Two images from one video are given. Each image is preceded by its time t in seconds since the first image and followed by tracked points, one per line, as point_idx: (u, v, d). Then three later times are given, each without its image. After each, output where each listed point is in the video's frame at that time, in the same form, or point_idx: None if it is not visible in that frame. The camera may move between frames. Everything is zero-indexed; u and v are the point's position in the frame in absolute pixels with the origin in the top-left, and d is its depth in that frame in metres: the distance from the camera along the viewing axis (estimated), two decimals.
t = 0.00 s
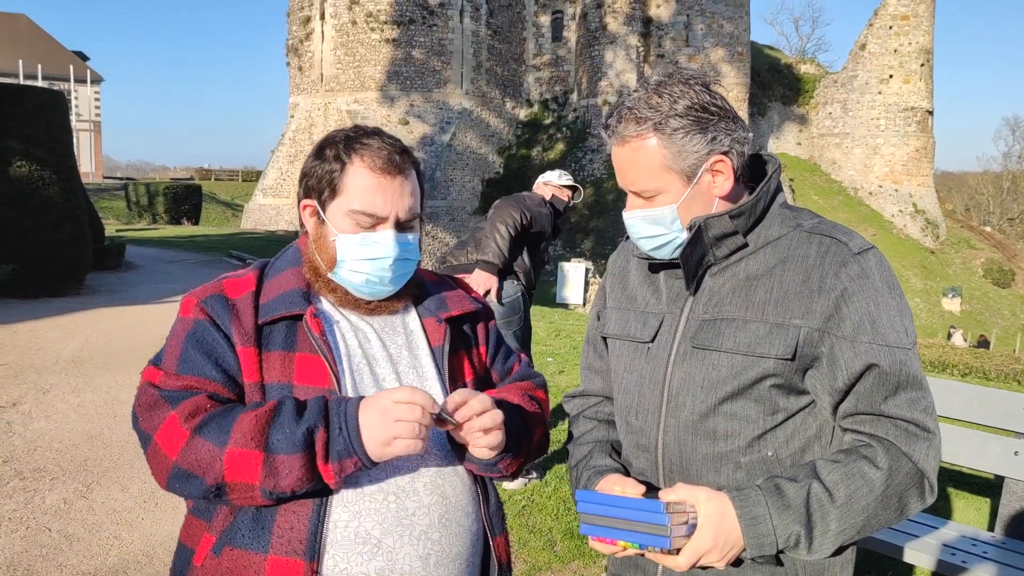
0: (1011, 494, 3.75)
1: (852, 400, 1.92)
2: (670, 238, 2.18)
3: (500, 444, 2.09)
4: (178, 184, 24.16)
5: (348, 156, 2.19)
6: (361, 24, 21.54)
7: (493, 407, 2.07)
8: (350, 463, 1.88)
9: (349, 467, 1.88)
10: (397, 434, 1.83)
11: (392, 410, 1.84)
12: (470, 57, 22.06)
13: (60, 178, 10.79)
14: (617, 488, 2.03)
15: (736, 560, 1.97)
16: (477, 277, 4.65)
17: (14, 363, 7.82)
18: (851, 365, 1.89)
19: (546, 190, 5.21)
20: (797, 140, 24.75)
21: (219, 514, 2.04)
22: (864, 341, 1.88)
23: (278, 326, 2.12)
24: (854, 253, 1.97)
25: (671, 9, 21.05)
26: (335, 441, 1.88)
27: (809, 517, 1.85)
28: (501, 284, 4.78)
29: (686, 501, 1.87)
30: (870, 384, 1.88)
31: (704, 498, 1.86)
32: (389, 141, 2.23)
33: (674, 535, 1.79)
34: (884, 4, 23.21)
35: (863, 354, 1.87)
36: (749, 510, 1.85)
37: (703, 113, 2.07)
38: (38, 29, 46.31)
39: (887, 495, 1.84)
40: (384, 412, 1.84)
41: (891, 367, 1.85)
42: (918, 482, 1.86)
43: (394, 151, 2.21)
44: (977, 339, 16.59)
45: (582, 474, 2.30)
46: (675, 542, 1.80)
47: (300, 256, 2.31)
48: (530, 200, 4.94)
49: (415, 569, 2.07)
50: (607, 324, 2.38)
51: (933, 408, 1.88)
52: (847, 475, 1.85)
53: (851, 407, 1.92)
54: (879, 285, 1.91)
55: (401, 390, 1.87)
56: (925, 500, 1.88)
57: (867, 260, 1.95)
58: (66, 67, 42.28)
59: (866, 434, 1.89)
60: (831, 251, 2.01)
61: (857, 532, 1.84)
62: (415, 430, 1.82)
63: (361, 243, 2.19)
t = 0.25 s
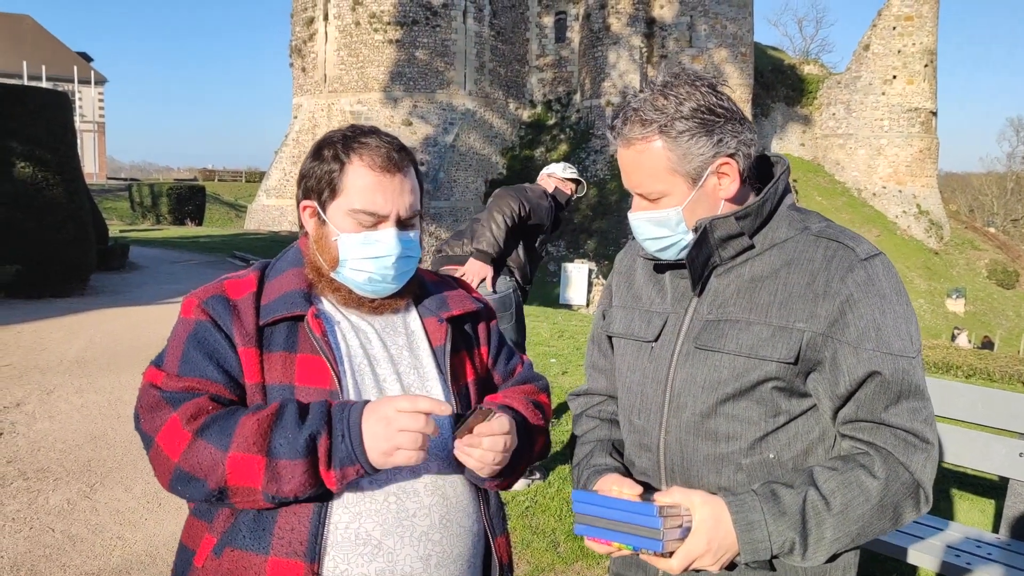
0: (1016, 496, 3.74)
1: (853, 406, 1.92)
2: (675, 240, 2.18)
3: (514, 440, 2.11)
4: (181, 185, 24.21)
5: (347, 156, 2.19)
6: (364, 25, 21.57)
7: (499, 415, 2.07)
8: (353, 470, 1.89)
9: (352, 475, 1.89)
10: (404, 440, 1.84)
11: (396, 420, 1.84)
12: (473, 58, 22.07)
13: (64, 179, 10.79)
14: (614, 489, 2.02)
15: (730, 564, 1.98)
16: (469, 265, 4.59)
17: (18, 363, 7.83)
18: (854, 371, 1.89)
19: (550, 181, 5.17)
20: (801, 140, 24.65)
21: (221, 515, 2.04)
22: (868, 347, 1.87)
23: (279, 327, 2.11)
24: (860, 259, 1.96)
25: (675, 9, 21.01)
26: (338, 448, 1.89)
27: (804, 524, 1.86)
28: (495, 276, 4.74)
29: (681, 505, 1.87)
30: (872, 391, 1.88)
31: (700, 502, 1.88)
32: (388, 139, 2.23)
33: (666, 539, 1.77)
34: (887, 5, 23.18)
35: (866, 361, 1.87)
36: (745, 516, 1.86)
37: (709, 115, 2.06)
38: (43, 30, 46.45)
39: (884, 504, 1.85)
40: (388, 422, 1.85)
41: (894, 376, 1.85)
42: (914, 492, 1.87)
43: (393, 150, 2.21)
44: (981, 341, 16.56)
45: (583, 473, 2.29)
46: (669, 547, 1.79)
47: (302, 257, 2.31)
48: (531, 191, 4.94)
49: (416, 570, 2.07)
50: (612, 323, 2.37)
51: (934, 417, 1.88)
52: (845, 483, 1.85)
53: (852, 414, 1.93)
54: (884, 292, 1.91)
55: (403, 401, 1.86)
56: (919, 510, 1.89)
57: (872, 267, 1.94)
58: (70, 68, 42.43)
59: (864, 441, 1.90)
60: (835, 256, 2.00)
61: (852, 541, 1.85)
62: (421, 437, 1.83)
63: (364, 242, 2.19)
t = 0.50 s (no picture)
0: (1019, 496, 3.72)
1: (858, 407, 1.93)
2: (680, 237, 2.17)
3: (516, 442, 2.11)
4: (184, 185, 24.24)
5: (347, 156, 2.19)
6: (366, 25, 21.59)
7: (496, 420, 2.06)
8: (340, 481, 1.87)
9: (339, 485, 1.88)
10: (382, 456, 1.83)
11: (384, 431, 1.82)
12: (475, 59, 22.08)
13: (66, 180, 10.82)
14: (620, 491, 2.01)
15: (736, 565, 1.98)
16: (445, 269, 4.44)
17: (20, 363, 7.84)
18: (859, 372, 1.89)
19: (535, 186, 5.24)
20: (803, 141, 24.66)
21: (221, 517, 2.03)
22: (873, 349, 1.88)
23: (279, 327, 2.10)
24: (865, 260, 1.96)
25: (676, 10, 20.95)
26: (322, 460, 1.87)
27: (811, 525, 1.86)
28: (469, 279, 4.73)
29: (688, 507, 1.86)
30: (877, 393, 1.88)
31: (706, 504, 1.87)
32: (388, 139, 2.23)
33: (673, 542, 1.76)
34: (889, 5, 23.17)
35: (871, 362, 1.87)
36: (752, 518, 1.85)
37: (714, 112, 2.06)
38: (46, 31, 46.58)
39: (889, 505, 1.85)
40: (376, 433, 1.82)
41: (899, 377, 1.85)
42: (919, 492, 1.87)
43: (393, 150, 2.20)
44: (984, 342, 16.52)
45: (588, 476, 2.29)
46: (677, 549, 1.78)
47: (302, 258, 2.30)
48: (507, 198, 4.91)
49: (417, 571, 2.07)
50: (616, 324, 2.37)
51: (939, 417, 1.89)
52: (850, 484, 1.85)
53: (857, 415, 1.93)
54: (890, 292, 1.91)
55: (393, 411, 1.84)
56: (924, 510, 1.88)
57: (878, 268, 1.94)
58: (72, 69, 42.53)
59: (870, 442, 1.90)
60: (841, 256, 2.00)
61: (857, 541, 1.85)
62: (399, 456, 1.82)
63: (365, 243, 2.18)
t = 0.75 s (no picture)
0: (1020, 496, 3.71)
1: (859, 407, 1.92)
2: (679, 236, 2.17)
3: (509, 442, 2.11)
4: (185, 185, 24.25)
5: (345, 155, 2.18)
6: (368, 25, 21.60)
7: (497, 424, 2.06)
8: (354, 482, 1.88)
9: (353, 485, 1.88)
10: (407, 453, 1.83)
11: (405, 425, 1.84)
12: (476, 58, 22.08)
13: (68, 180, 10.84)
14: (623, 493, 2.01)
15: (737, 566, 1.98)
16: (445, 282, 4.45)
17: (22, 363, 7.84)
18: (859, 373, 1.88)
19: (523, 188, 5.18)
20: (805, 140, 24.75)
21: (221, 516, 2.04)
22: (873, 349, 1.87)
23: (279, 327, 2.10)
24: (866, 259, 1.95)
25: (678, 9, 20.94)
26: (338, 459, 1.88)
27: (812, 526, 1.85)
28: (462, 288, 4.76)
29: (689, 510, 1.86)
30: (878, 393, 1.88)
31: (707, 507, 1.87)
32: (385, 137, 2.22)
33: (675, 545, 1.76)
34: (891, 5, 23.16)
35: (871, 362, 1.87)
36: (753, 519, 1.85)
37: (713, 110, 2.06)
38: (48, 31, 46.69)
39: (891, 505, 1.84)
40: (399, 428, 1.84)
41: (900, 377, 1.85)
42: (921, 491, 1.86)
43: (392, 148, 2.20)
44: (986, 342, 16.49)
45: (591, 476, 2.29)
46: (677, 552, 1.78)
47: (301, 258, 2.30)
48: (495, 203, 4.90)
49: (416, 571, 2.07)
50: (618, 324, 2.36)
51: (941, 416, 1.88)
52: (852, 484, 1.84)
53: (858, 414, 1.93)
54: (890, 291, 1.90)
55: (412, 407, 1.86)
56: (926, 509, 1.87)
57: (878, 267, 1.93)
58: (74, 69, 42.61)
59: (871, 441, 1.89)
60: (841, 255, 1.99)
61: (859, 542, 1.84)
62: (422, 453, 1.82)
63: (363, 242, 2.19)
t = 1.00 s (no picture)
0: (1021, 495, 3.71)
1: (857, 406, 1.92)
2: (679, 235, 2.18)
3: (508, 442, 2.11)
4: (186, 185, 24.25)
5: (345, 152, 2.19)
6: (368, 25, 21.60)
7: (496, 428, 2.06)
8: (354, 481, 1.88)
9: (353, 485, 1.88)
10: (409, 453, 1.84)
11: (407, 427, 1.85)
12: (477, 58, 22.07)
13: (68, 180, 10.85)
14: (620, 491, 2.02)
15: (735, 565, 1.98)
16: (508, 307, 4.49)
17: (23, 363, 7.85)
18: (857, 373, 1.88)
19: (522, 185, 5.12)
20: (807, 139, 24.82)
21: (220, 516, 2.04)
22: (872, 348, 1.87)
23: (279, 326, 2.11)
24: (865, 258, 1.95)
25: (678, 9, 20.95)
26: (339, 457, 1.88)
27: (809, 525, 1.85)
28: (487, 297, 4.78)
29: (686, 508, 1.87)
30: (876, 392, 1.88)
31: (703, 505, 1.87)
32: (385, 134, 2.22)
33: (670, 542, 1.76)
34: (892, 5, 23.16)
35: (869, 361, 1.87)
36: (750, 518, 1.85)
37: (710, 108, 2.06)
38: (49, 31, 46.70)
39: (889, 504, 1.84)
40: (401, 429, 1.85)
41: (898, 376, 1.85)
42: (920, 490, 1.86)
43: (392, 144, 2.21)
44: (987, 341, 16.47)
45: (591, 475, 2.29)
46: (673, 551, 1.78)
47: (302, 257, 2.31)
48: (508, 207, 4.86)
49: (416, 570, 2.07)
50: (619, 324, 2.36)
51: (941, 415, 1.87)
52: (850, 483, 1.84)
53: (857, 414, 1.93)
54: (889, 289, 1.90)
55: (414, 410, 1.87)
56: (925, 508, 1.87)
57: (878, 266, 1.93)
58: (75, 69, 42.62)
59: (869, 440, 1.89)
60: (841, 254, 1.99)
61: (857, 541, 1.84)
62: (424, 452, 1.83)
63: (366, 238, 2.19)
